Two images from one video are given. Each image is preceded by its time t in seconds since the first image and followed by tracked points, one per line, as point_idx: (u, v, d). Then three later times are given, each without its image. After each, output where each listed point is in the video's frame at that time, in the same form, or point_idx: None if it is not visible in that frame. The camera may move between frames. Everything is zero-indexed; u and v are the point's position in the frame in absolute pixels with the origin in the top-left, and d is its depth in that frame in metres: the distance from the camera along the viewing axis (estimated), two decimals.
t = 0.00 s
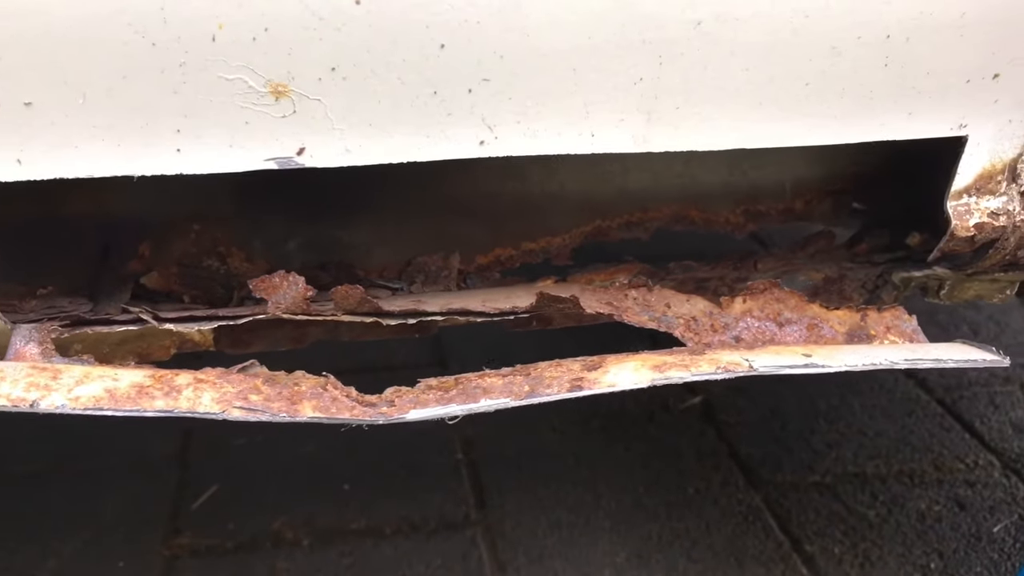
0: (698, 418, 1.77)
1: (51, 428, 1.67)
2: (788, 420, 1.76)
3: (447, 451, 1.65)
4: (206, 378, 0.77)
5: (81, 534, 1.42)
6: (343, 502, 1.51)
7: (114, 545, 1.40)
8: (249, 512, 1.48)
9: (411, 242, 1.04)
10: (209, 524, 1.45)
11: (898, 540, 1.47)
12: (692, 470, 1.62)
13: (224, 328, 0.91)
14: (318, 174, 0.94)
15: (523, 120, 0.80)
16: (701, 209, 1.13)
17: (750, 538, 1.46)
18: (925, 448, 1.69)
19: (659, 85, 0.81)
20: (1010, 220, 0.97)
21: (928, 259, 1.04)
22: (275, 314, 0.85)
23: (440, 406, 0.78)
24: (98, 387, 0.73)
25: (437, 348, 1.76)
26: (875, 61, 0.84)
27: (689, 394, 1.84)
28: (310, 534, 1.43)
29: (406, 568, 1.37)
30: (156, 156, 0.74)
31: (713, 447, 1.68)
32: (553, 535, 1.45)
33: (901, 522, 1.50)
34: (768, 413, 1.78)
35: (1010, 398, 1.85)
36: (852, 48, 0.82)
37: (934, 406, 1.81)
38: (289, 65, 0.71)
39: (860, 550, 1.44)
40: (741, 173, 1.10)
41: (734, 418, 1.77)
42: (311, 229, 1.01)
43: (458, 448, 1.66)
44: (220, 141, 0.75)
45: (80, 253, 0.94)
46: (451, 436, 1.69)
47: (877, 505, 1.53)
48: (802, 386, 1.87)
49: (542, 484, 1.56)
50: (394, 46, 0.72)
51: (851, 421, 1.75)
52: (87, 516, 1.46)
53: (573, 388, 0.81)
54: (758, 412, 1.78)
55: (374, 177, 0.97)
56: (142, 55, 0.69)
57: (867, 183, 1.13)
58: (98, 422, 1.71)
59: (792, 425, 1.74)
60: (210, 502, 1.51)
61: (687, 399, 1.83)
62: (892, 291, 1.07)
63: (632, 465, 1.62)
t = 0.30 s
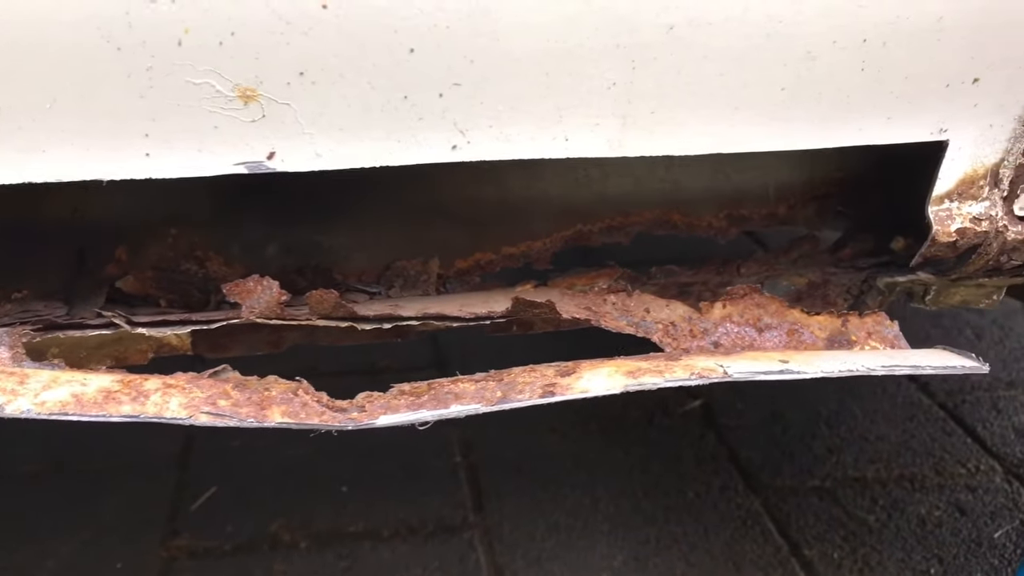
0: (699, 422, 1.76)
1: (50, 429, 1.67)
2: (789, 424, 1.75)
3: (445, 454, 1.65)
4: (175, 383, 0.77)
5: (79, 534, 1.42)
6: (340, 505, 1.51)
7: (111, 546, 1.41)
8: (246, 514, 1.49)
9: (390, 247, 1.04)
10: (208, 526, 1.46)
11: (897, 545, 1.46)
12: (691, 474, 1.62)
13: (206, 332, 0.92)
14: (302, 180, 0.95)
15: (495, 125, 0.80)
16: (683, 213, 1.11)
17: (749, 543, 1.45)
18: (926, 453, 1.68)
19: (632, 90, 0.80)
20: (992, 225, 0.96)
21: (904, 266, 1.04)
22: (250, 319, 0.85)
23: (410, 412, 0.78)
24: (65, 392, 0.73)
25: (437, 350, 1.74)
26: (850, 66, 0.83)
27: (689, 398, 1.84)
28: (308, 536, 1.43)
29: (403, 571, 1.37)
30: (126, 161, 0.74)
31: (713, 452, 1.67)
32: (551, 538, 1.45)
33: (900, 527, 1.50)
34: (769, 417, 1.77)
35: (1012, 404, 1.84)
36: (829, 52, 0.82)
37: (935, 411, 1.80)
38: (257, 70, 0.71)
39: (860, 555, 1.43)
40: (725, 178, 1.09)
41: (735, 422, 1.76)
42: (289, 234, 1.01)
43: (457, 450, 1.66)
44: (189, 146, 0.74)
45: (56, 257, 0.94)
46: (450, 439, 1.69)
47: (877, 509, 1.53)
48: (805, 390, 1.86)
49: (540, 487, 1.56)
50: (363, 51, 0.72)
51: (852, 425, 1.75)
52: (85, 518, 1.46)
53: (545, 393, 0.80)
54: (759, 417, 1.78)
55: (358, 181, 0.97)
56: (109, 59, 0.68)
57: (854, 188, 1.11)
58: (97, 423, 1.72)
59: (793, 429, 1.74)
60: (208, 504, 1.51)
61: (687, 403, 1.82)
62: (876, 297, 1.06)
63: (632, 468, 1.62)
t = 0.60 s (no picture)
0: (699, 422, 1.75)
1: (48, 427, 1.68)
2: (789, 425, 1.74)
3: (443, 454, 1.64)
4: (147, 383, 0.77)
5: (77, 535, 1.43)
6: (338, 505, 1.51)
7: (108, 546, 1.41)
8: (243, 514, 1.49)
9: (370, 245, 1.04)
10: (205, 526, 1.46)
11: (896, 547, 1.46)
12: (690, 475, 1.61)
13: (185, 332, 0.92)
14: (280, 177, 0.94)
15: (470, 124, 0.79)
16: (665, 211, 1.09)
17: (747, 544, 1.45)
18: (927, 454, 1.67)
19: (610, 89, 0.80)
20: (976, 225, 0.95)
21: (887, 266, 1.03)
22: (224, 319, 0.85)
23: (384, 412, 0.77)
24: (34, 391, 0.73)
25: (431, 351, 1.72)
26: (830, 65, 0.83)
27: (688, 398, 1.83)
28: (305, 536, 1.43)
29: (401, 571, 1.38)
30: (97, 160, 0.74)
31: (712, 453, 1.67)
32: (548, 539, 1.45)
33: (900, 529, 1.49)
34: (770, 418, 1.76)
35: (1014, 405, 1.83)
36: (809, 50, 0.81)
37: (937, 412, 1.79)
38: (226, 68, 0.71)
39: (858, 557, 1.43)
40: (708, 177, 1.08)
41: (735, 424, 1.75)
42: (268, 232, 1.01)
43: (455, 450, 1.65)
44: (160, 144, 0.74)
45: (34, 256, 0.94)
46: (448, 438, 1.68)
47: (877, 511, 1.52)
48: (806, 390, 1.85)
49: (538, 488, 1.55)
50: (333, 49, 0.72)
51: (852, 426, 1.74)
52: (82, 517, 1.46)
53: (521, 394, 0.80)
54: (759, 417, 1.77)
55: (335, 181, 0.96)
56: (77, 57, 0.68)
57: (839, 189, 1.10)
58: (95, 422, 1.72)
59: (793, 430, 1.73)
60: (206, 503, 1.51)
61: (687, 403, 1.81)
62: (861, 297, 1.06)
63: (631, 468, 1.61)
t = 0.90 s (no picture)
0: (700, 422, 1.75)
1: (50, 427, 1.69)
2: (790, 425, 1.74)
3: (444, 453, 1.65)
4: (130, 386, 0.77)
5: (77, 534, 1.43)
6: (338, 505, 1.52)
7: (108, 546, 1.42)
8: (243, 513, 1.49)
9: (358, 247, 1.04)
10: (206, 525, 1.47)
11: (897, 548, 1.46)
12: (690, 475, 1.61)
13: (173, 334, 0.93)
14: (264, 180, 0.94)
15: (453, 128, 0.79)
16: (652, 215, 1.09)
17: (747, 545, 1.45)
18: (929, 456, 1.67)
19: (593, 92, 0.80)
20: (963, 229, 0.95)
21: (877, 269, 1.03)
22: (210, 322, 0.85)
23: (366, 416, 0.77)
24: (16, 394, 0.74)
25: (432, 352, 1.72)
26: (814, 69, 0.83)
27: (689, 399, 1.82)
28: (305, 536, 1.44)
29: (400, 571, 1.38)
30: (79, 163, 0.75)
31: (712, 453, 1.67)
32: (548, 539, 1.45)
33: (901, 530, 1.49)
34: (771, 419, 1.76)
35: (1016, 407, 1.82)
36: (792, 54, 0.81)
37: (939, 413, 1.79)
38: (208, 72, 0.71)
39: (858, 558, 1.43)
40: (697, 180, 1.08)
41: (735, 424, 1.75)
42: (256, 236, 1.01)
43: (456, 451, 1.65)
44: (142, 148, 0.75)
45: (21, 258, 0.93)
46: (448, 438, 1.68)
47: (877, 512, 1.52)
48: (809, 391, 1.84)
49: (537, 488, 1.56)
50: (314, 53, 0.72)
51: (853, 427, 1.73)
52: (83, 516, 1.47)
53: (502, 398, 0.80)
54: (761, 418, 1.76)
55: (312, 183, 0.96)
56: (57, 61, 0.69)
57: (830, 192, 1.09)
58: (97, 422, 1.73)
59: (794, 431, 1.72)
60: (206, 503, 1.52)
61: (688, 404, 1.81)
62: (852, 299, 1.05)
63: (631, 468, 1.61)
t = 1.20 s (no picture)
0: (700, 426, 1.75)
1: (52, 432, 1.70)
2: (791, 429, 1.74)
3: (444, 457, 1.65)
4: (109, 396, 0.77)
5: (77, 538, 1.44)
6: (337, 509, 1.52)
7: (108, 549, 1.43)
8: (243, 517, 1.50)
9: (342, 257, 1.04)
10: (206, 528, 1.47)
11: (897, 553, 1.45)
12: (690, 479, 1.61)
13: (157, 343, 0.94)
14: (248, 191, 0.94)
15: (431, 140, 0.80)
16: (638, 223, 1.10)
17: (747, 550, 1.45)
18: (931, 460, 1.67)
19: (571, 104, 0.80)
20: (946, 238, 0.95)
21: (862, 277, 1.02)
22: (190, 332, 0.86)
23: (344, 426, 0.78)
24: None
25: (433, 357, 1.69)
26: (792, 79, 0.83)
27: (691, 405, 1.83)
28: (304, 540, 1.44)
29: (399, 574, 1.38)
30: (58, 175, 0.75)
31: (713, 457, 1.67)
32: (547, 543, 1.45)
33: (901, 535, 1.49)
34: (771, 423, 1.76)
35: (1019, 411, 1.82)
36: (768, 65, 0.81)
37: (941, 417, 1.79)
38: (184, 85, 0.71)
39: (858, 563, 1.43)
40: (679, 191, 1.08)
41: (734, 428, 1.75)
42: (241, 245, 1.00)
43: (456, 454, 1.66)
44: (120, 160, 0.75)
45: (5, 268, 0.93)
46: (449, 442, 1.69)
47: (877, 517, 1.52)
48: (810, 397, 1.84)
49: (536, 493, 1.56)
50: (291, 66, 0.72)
51: (854, 431, 1.73)
52: (83, 520, 1.48)
53: (480, 408, 0.80)
54: (761, 422, 1.76)
55: (305, 193, 0.96)
56: (34, 75, 0.69)
57: (815, 201, 1.09)
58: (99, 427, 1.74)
59: (795, 434, 1.72)
60: (206, 506, 1.53)
61: (688, 408, 1.81)
62: (839, 307, 1.05)
63: (631, 473, 1.62)
